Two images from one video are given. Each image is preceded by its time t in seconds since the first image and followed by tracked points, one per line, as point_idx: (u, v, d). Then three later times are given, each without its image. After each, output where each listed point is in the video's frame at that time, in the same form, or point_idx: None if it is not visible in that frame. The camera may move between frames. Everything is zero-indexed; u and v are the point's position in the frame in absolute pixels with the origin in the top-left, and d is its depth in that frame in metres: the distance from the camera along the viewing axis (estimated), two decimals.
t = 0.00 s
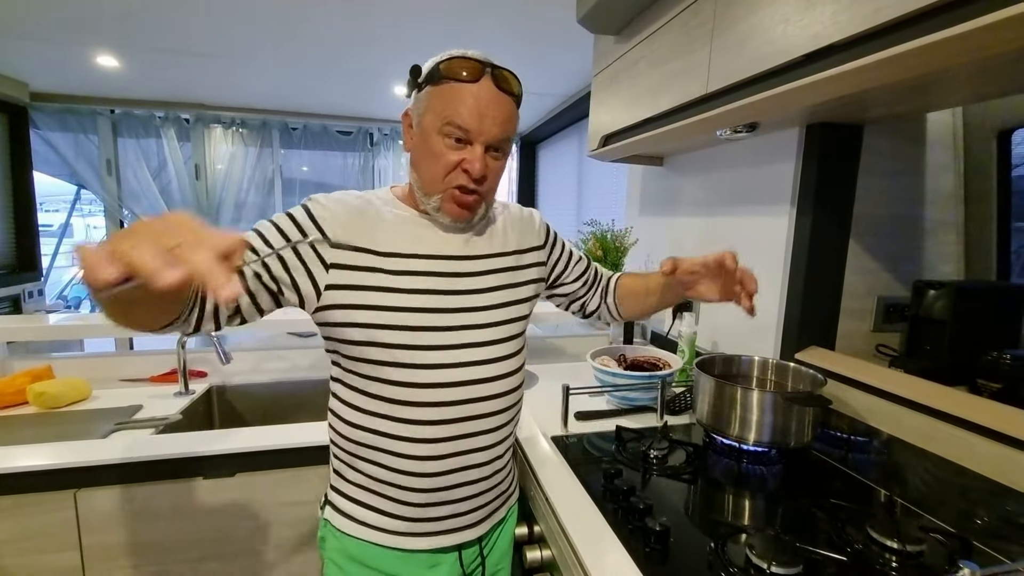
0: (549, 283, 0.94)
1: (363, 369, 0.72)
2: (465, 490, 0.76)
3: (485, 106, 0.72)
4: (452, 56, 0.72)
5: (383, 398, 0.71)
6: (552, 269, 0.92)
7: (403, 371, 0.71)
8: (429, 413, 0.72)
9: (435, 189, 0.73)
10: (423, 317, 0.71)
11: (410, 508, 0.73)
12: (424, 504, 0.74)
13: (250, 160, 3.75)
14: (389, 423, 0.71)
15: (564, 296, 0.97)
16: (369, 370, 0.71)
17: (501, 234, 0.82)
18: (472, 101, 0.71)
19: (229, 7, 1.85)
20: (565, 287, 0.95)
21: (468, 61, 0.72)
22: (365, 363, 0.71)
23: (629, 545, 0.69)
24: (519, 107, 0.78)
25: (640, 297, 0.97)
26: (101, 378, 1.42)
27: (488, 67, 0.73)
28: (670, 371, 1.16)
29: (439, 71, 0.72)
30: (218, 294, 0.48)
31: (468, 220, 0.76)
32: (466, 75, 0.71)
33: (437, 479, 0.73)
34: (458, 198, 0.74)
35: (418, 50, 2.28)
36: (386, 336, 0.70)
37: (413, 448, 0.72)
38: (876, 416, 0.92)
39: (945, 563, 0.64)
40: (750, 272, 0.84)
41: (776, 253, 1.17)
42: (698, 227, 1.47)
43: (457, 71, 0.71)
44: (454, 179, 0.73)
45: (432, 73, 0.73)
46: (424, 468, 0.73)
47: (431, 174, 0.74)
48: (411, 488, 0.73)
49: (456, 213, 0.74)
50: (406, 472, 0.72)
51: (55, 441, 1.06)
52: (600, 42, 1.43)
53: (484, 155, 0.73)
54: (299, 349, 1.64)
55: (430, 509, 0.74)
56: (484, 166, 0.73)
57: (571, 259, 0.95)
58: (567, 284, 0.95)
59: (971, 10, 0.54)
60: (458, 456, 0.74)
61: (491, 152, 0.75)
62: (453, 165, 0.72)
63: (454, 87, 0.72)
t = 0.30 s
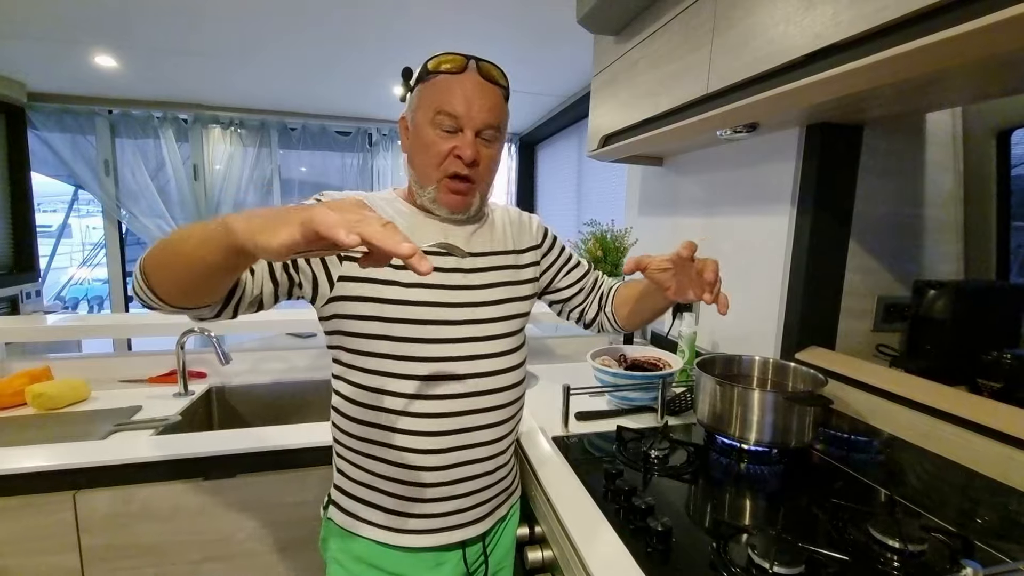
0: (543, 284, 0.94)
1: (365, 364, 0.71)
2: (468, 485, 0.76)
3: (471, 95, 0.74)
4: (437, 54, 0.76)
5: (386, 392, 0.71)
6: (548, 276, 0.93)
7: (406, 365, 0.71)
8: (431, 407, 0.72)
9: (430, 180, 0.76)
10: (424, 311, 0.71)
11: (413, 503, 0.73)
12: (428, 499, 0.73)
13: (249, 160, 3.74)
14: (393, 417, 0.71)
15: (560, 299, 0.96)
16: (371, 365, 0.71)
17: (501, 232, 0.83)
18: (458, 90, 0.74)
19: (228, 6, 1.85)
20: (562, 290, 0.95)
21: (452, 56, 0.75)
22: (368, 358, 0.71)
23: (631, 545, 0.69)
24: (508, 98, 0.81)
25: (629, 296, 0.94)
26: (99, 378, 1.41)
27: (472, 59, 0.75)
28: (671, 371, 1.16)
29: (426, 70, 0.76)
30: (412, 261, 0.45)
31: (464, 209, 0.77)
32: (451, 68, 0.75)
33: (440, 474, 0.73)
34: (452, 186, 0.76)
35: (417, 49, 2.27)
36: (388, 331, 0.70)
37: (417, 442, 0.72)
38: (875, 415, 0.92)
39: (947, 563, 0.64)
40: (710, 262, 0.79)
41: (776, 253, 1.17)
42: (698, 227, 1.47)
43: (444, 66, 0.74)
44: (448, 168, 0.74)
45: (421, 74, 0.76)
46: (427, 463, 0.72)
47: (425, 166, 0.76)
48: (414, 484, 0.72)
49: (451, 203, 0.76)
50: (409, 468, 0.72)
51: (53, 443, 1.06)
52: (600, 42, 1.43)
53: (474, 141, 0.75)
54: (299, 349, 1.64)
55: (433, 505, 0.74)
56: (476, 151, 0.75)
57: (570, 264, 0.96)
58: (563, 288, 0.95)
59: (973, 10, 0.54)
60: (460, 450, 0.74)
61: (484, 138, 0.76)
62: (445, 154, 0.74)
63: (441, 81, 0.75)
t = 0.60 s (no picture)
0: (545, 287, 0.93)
1: (366, 364, 0.71)
2: (469, 485, 0.76)
3: (464, 85, 0.75)
4: (432, 54, 0.78)
5: (387, 392, 0.71)
6: (551, 278, 0.93)
7: (406, 365, 0.70)
8: (432, 407, 0.72)
9: (426, 170, 0.76)
10: (425, 311, 0.71)
11: (413, 504, 0.73)
12: (428, 500, 0.73)
13: (246, 160, 3.73)
14: (393, 417, 0.71)
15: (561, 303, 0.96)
16: (372, 365, 0.71)
17: (501, 232, 0.83)
18: (451, 82, 0.75)
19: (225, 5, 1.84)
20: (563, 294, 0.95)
21: (445, 53, 0.77)
22: (369, 357, 0.71)
23: (632, 546, 0.69)
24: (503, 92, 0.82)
25: (627, 301, 0.94)
26: (96, 380, 1.40)
27: (464, 54, 0.77)
28: (671, 371, 1.16)
29: (421, 68, 0.78)
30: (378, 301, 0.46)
31: (463, 196, 0.76)
32: (444, 63, 0.76)
33: (442, 475, 0.73)
34: (448, 174, 0.75)
35: (415, 49, 2.27)
36: (388, 331, 0.70)
37: (417, 442, 0.71)
38: (875, 414, 0.92)
39: (948, 563, 0.64)
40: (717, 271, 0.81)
41: (775, 253, 1.17)
42: (697, 227, 1.47)
43: (436, 62, 0.77)
44: (444, 155, 0.75)
45: (416, 73, 0.78)
46: (428, 463, 0.72)
47: (421, 157, 0.76)
48: (415, 484, 0.72)
49: (448, 189, 0.75)
50: (410, 468, 0.72)
51: (50, 445, 1.05)
52: (599, 42, 1.43)
53: (467, 128, 0.75)
54: (297, 350, 1.63)
55: (434, 505, 0.73)
56: (470, 138, 0.75)
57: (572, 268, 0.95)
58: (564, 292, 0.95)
59: (973, 9, 0.54)
60: (461, 450, 0.74)
61: (478, 126, 0.76)
62: (439, 142, 0.75)
63: (434, 76, 0.76)
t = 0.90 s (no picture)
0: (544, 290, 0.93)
1: (366, 365, 0.71)
2: (468, 487, 0.76)
3: (450, 90, 0.75)
4: (423, 57, 0.78)
5: (386, 392, 0.71)
6: (551, 282, 0.93)
7: (407, 366, 0.70)
8: (432, 408, 0.71)
9: (418, 178, 0.76)
10: (425, 313, 0.71)
11: (412, 505, 0.72)
12: (427, 501, 0.73)
13: (245, 160, 3.72)
14: (392, 417, 0.71)
15: (560, 306, 0.96)
16: (372, 366, 0.71)
17: (501, 234, 0.82)
18: (440, 87, 0.75)
19: (223, 5, 1.83)
20: (563, 297, 0.95)
21: (434, 57, 0.77)
22: (368, 358, 0.71)
23: (631, 546, 0.69)
24: (496, 92, 0.81)
25: (627, 305, 0.93)
26: (95, 381, 1.40)
27: (452, 56, 0.76)
28: (670, 371, 1.16)
29: (411, 74, 0.78)
30: (353, 309, 0.46)
31: (454, 203, 0.76)
32: (433, 68, 0.76)
33: (441, 476, 0.73)
34: (439, 182, 0.75)
35: (413, 48, 2.26)
36: (388, 334, 0.70)
37: (417, 442, 0.71)
38: (874, 415, 0.92)
39: (947, 563, 0.64)
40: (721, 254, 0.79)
41: (774, 253, 1.17)
42: (696, 227, 1.46)
43: (426, 65, 0.76)
44: (432, 162, 0.75)
45: (408, 78, 0.78)
46: (427, 465, 0.72)
47: (414, 166, 0.77)
48: (414, 486, 0.72)
49: (439, 198, 0.76)
50: (409, 470, 0.71)
51: (48, 446, 1.05)
52: (597, 42, 1.43)
53: (456, 134, 0.75)
54: (297, 351, 1.63)
55: (433, 507, 0.73)
56: (458, 145, 0.75)
57: (572, 272, 0.95)
58: (564, 295, 0.95)
59: (972, 8, 0.54)
60: (461, 452, 0.74)
61: (468, 131, 0.76)
62: (429, 151, 0.75)
63: (425, 82, 0.76)
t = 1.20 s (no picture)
0: (540, 294, 0.94)
1: (364, 367, 0.71)
2: (466, 489, 0.76)
3: (464, 89, 0.75)
4: (429, 55, 0.78)
5: (384, 394, 0.71)
6: (549, 285, 0.93)
7: (405, 369, 0.71)
8: (430, 411, 0.72)
9: (432, 175, 0.76)
10: (424, 316, 0.71)
11: (409, 507, 0.73)
12: (424, 503, 0.73)
13: (245, 160, 3.73)
14: (391, 420, 0.71)
15: (555, 309, 0.96)
16: (370, 368, 0.71)
17: (501, 236, 0.83)
18: (453, 84, 0.75)
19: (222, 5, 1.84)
20: (559, 302, 0.95)
21: (443, 55, 0.77)
22: (367, 359, 0.71)
23: (627, 545, 0.69)
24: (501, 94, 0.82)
25: (618, 314, 0.93)
26: (94, 380, 1.40)
27: (463, 56, 0.76)
28: (667, 371, 1.16)
29: (420, 70, 0.77)
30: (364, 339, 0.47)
31: (467, 200, 0.76)
32: (443, 65, 0.76)
33: (438, 478, 0.73)
34: (454, 178, 0.75)
35: (413, 49, 2.27)
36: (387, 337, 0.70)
37: (415, 445, 0.72)
38: (871, 415, 0.93)
39: (942, 561, 0.64)
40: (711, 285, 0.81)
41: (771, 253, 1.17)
42: (694, 228, 1.47)
43: (434, 62, 0.76)
44: (447, 158, 0.75)
45: (415, 75, 0.78)
46: (425, 468, 0.72)
47: (425, 162, 0.76)
48: (411, 487, 0.72)
49: (454, 194, 0.75)
50: (407, 471, 0.72)
51: (47, 445, 1.05)
52: (596, 43, 1.43)
53: (471, 133, 0.76)
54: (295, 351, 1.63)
55: (430, 509, 0.74)
56: (474, 143, 0.76)
57: (569, 277, 0.96)
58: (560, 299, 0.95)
59: (966, 10, 0.55)
60: (459, 454, 0.74)
61: (481, 130, 0.77)
62: (444, 147, 0.75)
63: (436, 79, 0.76)
